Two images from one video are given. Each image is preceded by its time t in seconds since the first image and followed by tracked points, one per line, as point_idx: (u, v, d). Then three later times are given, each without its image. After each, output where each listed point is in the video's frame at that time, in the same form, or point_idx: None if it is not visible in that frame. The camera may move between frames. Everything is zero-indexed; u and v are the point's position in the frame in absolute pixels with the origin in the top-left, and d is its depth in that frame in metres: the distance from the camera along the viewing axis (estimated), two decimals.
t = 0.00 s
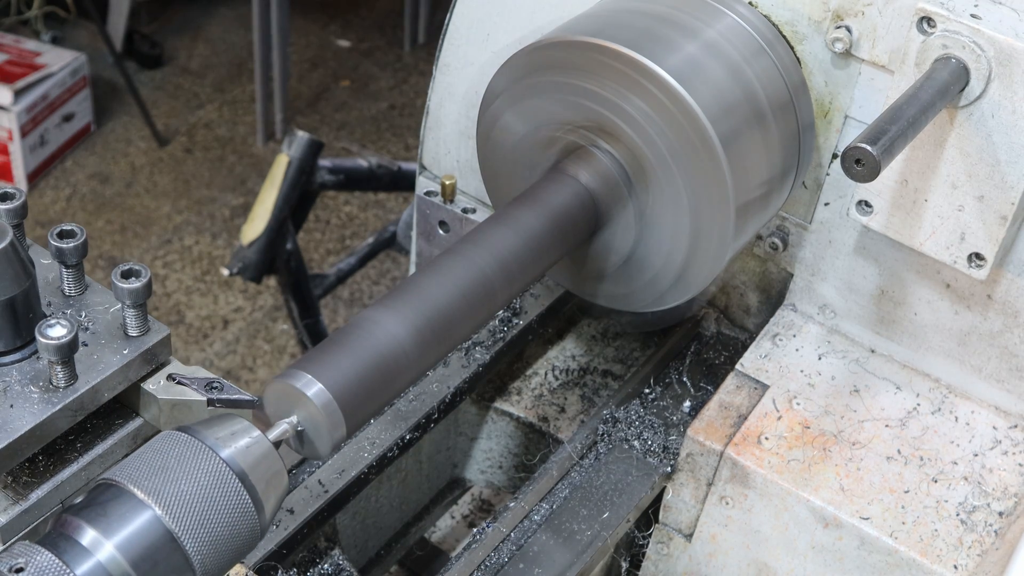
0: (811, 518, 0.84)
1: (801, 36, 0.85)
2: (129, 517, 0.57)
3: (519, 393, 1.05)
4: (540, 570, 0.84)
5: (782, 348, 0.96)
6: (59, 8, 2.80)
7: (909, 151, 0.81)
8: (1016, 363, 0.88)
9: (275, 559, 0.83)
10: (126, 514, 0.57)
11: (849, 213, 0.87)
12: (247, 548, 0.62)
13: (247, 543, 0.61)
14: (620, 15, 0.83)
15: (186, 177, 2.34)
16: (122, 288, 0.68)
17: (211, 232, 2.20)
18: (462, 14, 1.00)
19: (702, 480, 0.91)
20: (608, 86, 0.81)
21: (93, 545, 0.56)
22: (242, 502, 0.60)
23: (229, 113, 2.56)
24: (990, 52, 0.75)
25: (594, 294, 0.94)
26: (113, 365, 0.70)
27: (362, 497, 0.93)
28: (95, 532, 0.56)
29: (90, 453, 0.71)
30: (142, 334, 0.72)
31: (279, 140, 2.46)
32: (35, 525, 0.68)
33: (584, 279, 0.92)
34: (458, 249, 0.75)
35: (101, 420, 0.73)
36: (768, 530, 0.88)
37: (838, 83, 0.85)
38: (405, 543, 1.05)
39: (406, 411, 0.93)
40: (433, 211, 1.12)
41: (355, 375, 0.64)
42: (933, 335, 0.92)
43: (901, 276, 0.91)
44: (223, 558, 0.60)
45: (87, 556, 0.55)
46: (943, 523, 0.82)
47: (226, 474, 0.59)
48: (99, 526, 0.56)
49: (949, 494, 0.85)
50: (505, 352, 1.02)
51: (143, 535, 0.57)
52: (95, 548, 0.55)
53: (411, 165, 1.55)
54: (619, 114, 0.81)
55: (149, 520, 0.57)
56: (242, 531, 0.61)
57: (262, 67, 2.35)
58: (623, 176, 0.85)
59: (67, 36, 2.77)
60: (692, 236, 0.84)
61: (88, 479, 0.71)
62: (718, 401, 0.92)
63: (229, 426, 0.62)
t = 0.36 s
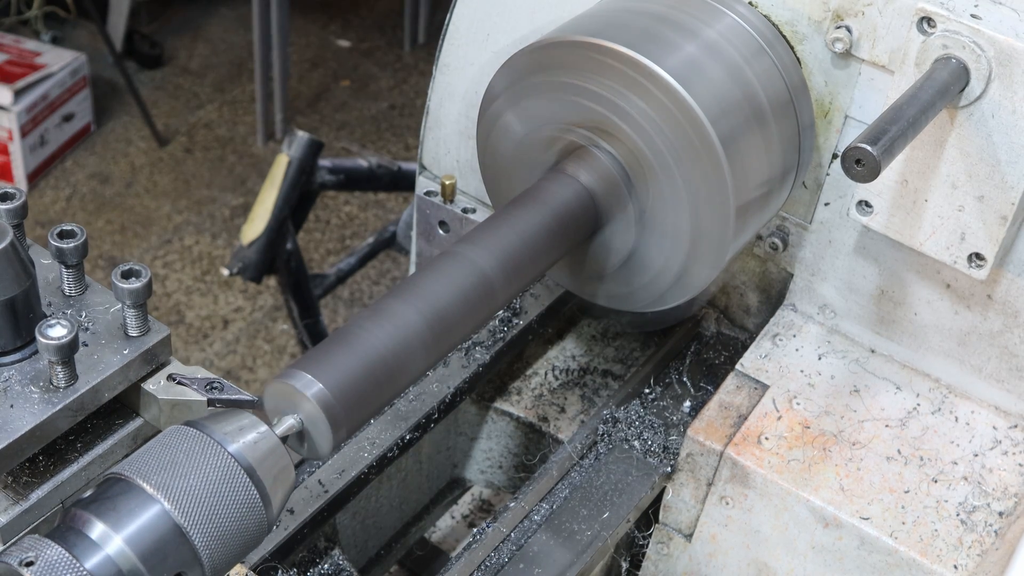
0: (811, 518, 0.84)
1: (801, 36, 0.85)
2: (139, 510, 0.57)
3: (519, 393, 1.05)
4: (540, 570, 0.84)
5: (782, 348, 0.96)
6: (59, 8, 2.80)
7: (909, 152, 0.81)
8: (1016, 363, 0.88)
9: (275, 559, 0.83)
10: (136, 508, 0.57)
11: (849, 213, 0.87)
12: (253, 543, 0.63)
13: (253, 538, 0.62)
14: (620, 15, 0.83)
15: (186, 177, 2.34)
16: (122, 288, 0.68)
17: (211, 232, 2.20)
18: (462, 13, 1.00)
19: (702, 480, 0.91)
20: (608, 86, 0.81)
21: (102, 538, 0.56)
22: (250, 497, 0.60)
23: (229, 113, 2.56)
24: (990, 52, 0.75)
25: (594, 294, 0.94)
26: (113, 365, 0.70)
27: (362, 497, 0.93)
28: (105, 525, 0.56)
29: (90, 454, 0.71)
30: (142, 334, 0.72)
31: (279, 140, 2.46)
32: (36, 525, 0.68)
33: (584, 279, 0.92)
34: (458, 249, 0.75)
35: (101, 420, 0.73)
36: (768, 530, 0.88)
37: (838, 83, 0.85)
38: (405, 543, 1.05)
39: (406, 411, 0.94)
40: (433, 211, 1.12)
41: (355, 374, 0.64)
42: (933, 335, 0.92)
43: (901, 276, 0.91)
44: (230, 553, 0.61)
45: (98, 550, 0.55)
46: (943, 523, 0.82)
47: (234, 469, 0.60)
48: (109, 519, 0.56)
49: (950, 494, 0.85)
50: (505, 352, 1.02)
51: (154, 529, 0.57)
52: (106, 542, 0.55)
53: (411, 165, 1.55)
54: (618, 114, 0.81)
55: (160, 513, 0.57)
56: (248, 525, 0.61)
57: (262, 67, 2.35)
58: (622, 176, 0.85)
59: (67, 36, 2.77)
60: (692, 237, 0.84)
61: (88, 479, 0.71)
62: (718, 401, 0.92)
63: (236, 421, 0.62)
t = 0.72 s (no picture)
0: (811, 518, 0.84)
1: (801, 36, 0.85)
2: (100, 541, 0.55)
3: (519, 393, 1.05)
4: (540, 571, 0.84)
5: (782, 348, 0.96)
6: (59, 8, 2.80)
7: (909, 152, 0.81)
8: (1016, 363, 0.88)
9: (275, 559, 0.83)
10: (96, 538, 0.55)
11: (849, 213, 0.87)
12: None
13: None
14: (621, 15, 0.82)
15: (186, 177, 2.34)
16: (122, 288, 0.68)
17: (211, 232, 2.20)
18: (462, 14, 1.00)
19: (702, 480, 0.91)
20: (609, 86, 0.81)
21: None
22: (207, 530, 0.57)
23: (229, 113, 2.56)
24: (991, 52, 0.75)
25: (594, 295, 0.93)
26: (113, 365, 0.70)
27: (362, 498, 0.93)
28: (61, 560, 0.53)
29: (90, 453, 0.71)
30: (143, 334, 0.72)
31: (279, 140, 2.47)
32: (36, 525, 0.68)
33: (584, 280, 0.92)
34: (458, 249, 0.75)
35: (102, 420, 0.73)
36: (768, 530, 0.88)
37: (838, 83, 0.85)
38: (405, 543, 1.06)
39: (406, 412, 0.94)
40: (433, 211, 1.13)
41: (356, 375, 0.64)
42: (933, 335, 0.92)
43: (901, 276, 0.91)
44: None
45: None
46: (943, 523, 0.83)
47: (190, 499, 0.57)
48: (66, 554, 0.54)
49: (949, 494, 0.85)
50: (505, 352, 1.02)
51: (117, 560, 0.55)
52: None
53: (411, 166, 1.55)
54: (619, 114, 0.81)
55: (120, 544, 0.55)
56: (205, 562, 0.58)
57: (262, 67, 2.35)
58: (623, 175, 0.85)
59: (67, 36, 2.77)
60: (692, 236, 0.84)
61: (88, 479, 0.71)
62: (718, 401, 0.92)
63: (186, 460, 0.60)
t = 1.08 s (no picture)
0: (811, 518, 0.84)
1: (802, 36, 0.85)
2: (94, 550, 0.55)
3: (519, 393, 1.05)
4: (540, 571, 0.84)
5: (782, 348, 0.96)
6: (59, 8, 2.80)
7: (909, 151, 0.81)
8: (1016, 363, 0.88)
9: (275, 560, 0.83)
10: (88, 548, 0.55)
11: (849, 214, 0.87)
12: None
13: None
14: (621, 15, 0.83)
15: (186, 177, 2.34)
16: (122, 288, 0.68)
17: (211, 232, 2.20)
18: (462, 13, 1.00)
19: (702, 480, 0.91)
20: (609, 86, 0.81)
21: None
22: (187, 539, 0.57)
23: (229, 113, 2.56)
24: (991, 52, 0.75)
25: (595, 295, 0.93)
26: (113, 365, 0.70)
27: (362, 498, 0.93)
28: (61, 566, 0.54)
29: (90, 453, 0.71)
30: (143, 334, 0.72)
31: (279, 140, 2.47)
32: (36, 525, 0.68)
33: (584, 279, 0.92)
34: (458, 249, 0.75)
35: (102, 420, 0.73)
36: (768, 530, 0.88)
37: (838, 83, 0.85)
38: (405, 543, 1.05)
39: (406, 411, 0.94)
40: (433, 211, 1.14)
41: (356, 375, 0.64)
42: (933, 335, 0.92)
43: (901, 276, 0.91)
44: None
45: None
46: (943, 523, 0.83)
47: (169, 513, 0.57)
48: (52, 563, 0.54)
49: (949, 495, 0.85)
50: (505, 352, 1.03)
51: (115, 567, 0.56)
52: None
53: (411, 165, 1.55)
54: (619, 114, 0.81)
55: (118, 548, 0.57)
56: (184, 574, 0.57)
57: (262, 67, 2.35)
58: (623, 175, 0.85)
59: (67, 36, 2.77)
60: (692, 236, 0.84)
61: (88, 479, 0.71)
62: (718, 401, 0.92)
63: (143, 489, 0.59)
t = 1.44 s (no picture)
0: (811, 518, 0.84)
1: (802, 36, 0.85)
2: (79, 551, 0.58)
3: (519, 393, 1.05)
4: (540, 571, 0.84)
5: (782, 348, 0.96)
6: (59, 8, 2.80)
7: (909, 151, 0.81)
8: (1016, 363, 0.88)
9: (274, 560, 0.83)
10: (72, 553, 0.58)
11: (849, 213, 0.87)
12: None
13: None
14: (621, 15, 0.83)
15: (186, 177, 2.34)
16: (122, 288, 0.68)
17: (210, 232, 2.20)
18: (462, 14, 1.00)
19: (702, 480, 0.91)
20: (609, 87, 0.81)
21: None
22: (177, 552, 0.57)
23: (229, 113, 2.56)
24: (991, 52, 0.75)
25: (594, 295, 0.93)
26: (113, 365, 0.70)
27: (362, 498, 0.93)
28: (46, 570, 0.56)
29: (90, 453, 0.71)
30: (142, 334, 0.72)
31: (279, 140, 2.47)
32: (36, 525, 0.68)
33: (583, 279, 0.92)
34: (458, 249, 0.75)
35: (102, 420, 0.73)
36: (768, 530, 0.88)
37: (838, 83, 0.85)
38: (405, 543, 1.06)
39: (406, 412, 0.94)
40: (433, 211, 1.13)
41: (356, 375, 0.64)
42: (933, 335, 0.92)
43: (901, 276, 0.91)
44: None
45: None
46: (944, 523, 0.83)
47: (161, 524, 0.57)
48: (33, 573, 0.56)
49: (950, 495, 0.85)
50: (505, 352, 1.03)
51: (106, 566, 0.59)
52: None
53: (411, 165, 1.55)
54: (619, 114, 0.81)
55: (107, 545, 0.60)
56: None
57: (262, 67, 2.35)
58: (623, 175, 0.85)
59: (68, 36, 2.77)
60: (693, 236, 0.84)
61: (88, 479, 0.71)
62: (718, 401, 0.92)
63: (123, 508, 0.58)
